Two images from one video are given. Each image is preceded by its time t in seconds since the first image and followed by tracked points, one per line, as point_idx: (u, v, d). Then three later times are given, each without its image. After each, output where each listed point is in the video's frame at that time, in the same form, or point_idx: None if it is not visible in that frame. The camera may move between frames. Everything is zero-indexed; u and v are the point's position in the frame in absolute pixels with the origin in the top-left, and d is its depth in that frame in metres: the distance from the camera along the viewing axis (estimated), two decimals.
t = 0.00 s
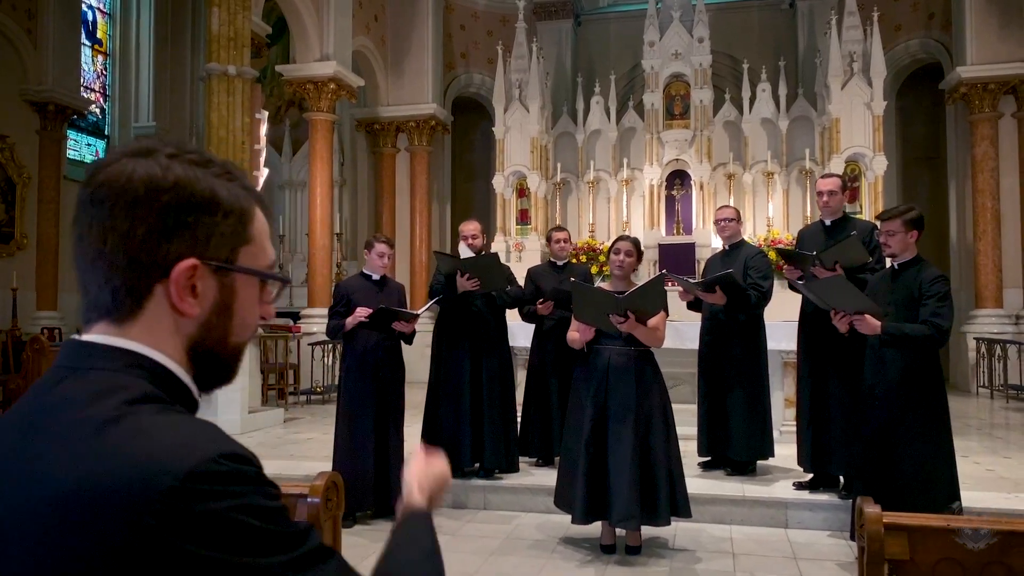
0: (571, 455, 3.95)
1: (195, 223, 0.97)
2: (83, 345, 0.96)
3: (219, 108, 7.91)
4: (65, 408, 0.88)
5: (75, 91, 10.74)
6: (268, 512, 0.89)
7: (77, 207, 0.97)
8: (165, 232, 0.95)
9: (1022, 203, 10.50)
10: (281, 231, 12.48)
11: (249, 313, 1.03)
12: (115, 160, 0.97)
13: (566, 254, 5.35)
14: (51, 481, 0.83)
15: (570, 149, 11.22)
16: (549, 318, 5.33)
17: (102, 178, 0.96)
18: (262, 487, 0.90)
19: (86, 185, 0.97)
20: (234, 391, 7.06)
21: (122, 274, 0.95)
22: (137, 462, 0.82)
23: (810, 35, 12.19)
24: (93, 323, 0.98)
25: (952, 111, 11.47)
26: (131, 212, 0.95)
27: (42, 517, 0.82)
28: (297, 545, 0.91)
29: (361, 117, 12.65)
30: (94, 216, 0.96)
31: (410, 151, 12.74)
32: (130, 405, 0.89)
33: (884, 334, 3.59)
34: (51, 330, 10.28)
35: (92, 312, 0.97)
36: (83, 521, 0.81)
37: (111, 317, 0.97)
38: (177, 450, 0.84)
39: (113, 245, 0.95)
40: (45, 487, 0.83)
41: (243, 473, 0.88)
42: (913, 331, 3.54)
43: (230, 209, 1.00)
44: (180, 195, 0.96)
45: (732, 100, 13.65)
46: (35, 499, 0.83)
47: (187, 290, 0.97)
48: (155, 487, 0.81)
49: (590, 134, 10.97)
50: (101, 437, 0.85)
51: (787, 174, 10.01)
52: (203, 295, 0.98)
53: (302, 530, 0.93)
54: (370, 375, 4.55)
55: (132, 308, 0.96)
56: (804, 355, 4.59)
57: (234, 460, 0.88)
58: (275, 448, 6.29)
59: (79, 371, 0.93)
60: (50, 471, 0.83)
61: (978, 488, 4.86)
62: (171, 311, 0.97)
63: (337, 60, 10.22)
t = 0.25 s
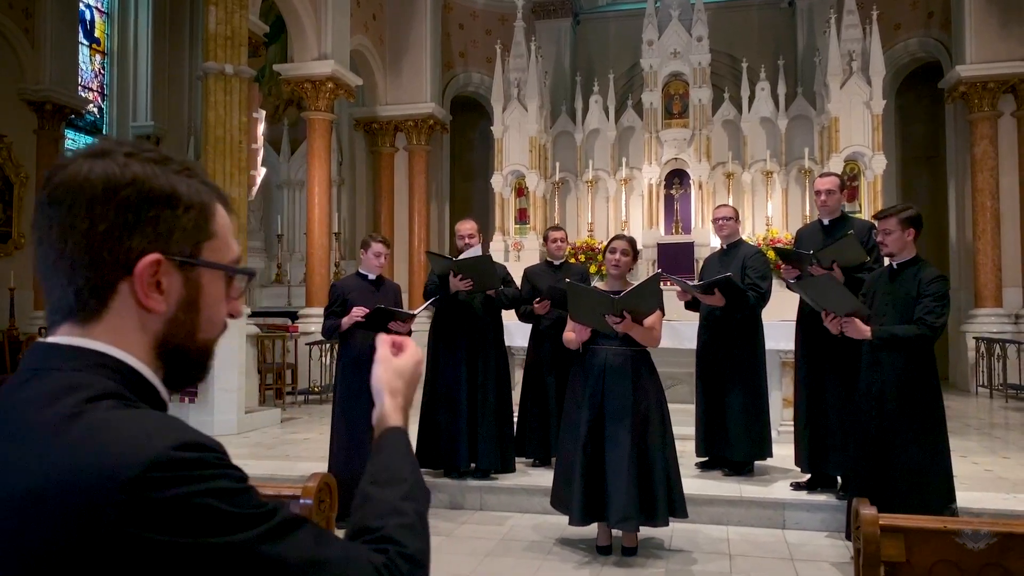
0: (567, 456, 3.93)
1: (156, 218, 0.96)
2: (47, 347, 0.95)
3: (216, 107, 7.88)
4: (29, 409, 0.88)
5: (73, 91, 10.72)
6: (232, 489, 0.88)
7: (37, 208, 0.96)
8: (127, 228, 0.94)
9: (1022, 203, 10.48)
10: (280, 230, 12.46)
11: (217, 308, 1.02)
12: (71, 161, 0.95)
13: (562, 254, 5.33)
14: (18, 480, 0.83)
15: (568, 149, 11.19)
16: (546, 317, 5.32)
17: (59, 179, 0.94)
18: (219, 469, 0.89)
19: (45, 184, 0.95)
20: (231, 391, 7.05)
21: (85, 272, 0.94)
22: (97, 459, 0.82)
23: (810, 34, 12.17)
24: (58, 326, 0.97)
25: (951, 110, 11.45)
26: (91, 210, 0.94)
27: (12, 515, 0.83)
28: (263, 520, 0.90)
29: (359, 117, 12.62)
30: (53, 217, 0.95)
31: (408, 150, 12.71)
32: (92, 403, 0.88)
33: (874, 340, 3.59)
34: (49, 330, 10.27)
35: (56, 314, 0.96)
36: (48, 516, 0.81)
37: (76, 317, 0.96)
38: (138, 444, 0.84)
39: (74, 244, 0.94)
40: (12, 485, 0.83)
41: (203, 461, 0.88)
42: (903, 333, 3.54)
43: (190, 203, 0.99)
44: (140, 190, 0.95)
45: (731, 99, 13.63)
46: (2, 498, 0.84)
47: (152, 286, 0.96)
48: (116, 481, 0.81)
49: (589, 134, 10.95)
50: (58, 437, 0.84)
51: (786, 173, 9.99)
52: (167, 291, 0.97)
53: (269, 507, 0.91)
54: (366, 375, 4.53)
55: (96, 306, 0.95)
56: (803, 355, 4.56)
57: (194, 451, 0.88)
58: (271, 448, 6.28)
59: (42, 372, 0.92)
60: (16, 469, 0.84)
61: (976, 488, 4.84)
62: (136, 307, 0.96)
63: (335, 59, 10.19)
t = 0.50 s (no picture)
0: (565, 458, 3.92)
1: (126, 220, 0.96)
2: (17, 353, 0.94)
3: (214, 108, 7.87)
4: None
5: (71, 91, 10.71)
6: (211, 511, 0.89)
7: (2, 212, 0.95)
8: (96, 231, 0.94)
9: (1021, 203, 10.48)
10: (278, 230, 12.44)
11: (189, 307, 1.03)
12: (33, 166, 0.94)
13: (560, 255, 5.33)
14: None
15: (567, 149, 11.18)
16: (543, 318, 5.32)
17: (22, 185, 0.93)
18: (200, 484, 0.90)
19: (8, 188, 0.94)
20: (228, 391, 7.05)
21: (54, 278, 0.94)
22: (68, 465, 0.81)
23: (809, 34, 12.16)
24: (28, 332, 0.96)
25: (951, 110, 11.44)
26: (58, 214, 0.93)
27: None
28: (243, 545, 0.92)
29: (358, 117, 12.61)
30: (19, 222, 0.94)
31: (407, 150, 12.70)
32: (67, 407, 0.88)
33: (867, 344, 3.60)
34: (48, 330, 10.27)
35: (26, 320, 0.96)
36: (18, 523, 0.81)
37: (48, 322, 0.96)
38: (111, 449, 0.84)
39: (43, 250, 0.93)
40: None
41: (177, 471, 0.87)
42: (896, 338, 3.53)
43: (158, 205, 0.99)
44: (109, 193, 0.94)
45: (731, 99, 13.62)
46: None
47: (124, 288, 0.96)
48: (86, 488, 0.80)
49: (588, 134, 10.93)
50: (34, 440, 0.84)
51: (785, 173, 9.99)
52: (140, 292, 0.97)
53: (244, 534, 0.93)
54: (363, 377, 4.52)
55: (68, 311, 0.95)
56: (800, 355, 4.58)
57: (168, 457, 0.88)
58: (269, 449, 6.27)
59: (12, 377, 0.91)
60: None
61: (974, 489, 4.84)
62: (110, 309, 0.96)
63: (333, 59, 10.18)
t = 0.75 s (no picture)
0: (564, 458, 3.91)
1: (110, 216, 0.97)
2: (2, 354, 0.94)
3: (214, 107, 7.87)
4: None
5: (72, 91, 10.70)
6: (197, 525, 0.90)
7: None
8: (82, 228, 0.95)
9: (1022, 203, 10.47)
10: (278, 230, 12.44)
11: (176, 301, 1.04)
12: (8, 167, 0.94)
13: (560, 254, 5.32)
14: None
15: (567, 148, 11.18)
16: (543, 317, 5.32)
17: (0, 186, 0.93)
18: (192, 495, 0.91)
19: None
20: (227, 391, 7.04)
21: (38, 279, 0.94)
22: (59, 466, 0.81)
23: (809, 34, 12.15)
24: (15, 334, 0.96)
25: (951, 110, 11.43)
26: (41, 214, 0.94)
27: None
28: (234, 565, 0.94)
29: (358, 117, 12.61)
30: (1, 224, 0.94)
31: (407, 150, 12.69)
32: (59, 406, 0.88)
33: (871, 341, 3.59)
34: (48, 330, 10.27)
35: (10, 323, 0.96)
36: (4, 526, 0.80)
37: (32, 325, 0.95)
38: (104, 451, 0.84)
39: (28, 251, 0.94)
40: None
41: (171, 479, 0.88)
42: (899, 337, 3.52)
43: (140, 201, 1.00)
44: (90, 190, 0.95)
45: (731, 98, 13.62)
46: None
47: (111, 284, 0.96)
48: (74, 491, 0.80)
49: (588, 133, 10.91)
50: (27, 439, 0.83)
51: (786, 173, 9.98)
52: (129, 290, 0.98)
53: (234, 554, 0.94)
54: (363, 377, 4.52)
55: (55, 310, 0.95)
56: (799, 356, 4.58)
57: (158, 462, 0.88)
58: (269, 449, 6.27)
59: None
60: None
61: (975, 489, 4.83)
62: (99, 305, 0.97)
63: (333, 59, 10.18)
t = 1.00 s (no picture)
0: (567, 456, 3.92)
1: (100, 201, 0.97)
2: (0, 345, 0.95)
3: (216, 106, 7.88)
4: None
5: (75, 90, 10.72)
6: (203, 511, 0.90)
7: None
8: (74, 215, 0.95)
9: None
10: (281, 229, 12.45)
11: (171, 286, 1.05)
12: None
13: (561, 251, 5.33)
14: None
15: (570, 147, 11.18)
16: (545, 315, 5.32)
17: None
18: (196, 482, 0.91)
19: None
20: (230, 389, 7.06)
21: (34, 269, 0.95)
22: (60, 456, 0.81)
23: (812, 33, 12.14)
24: (12, 326, 0.96)
25: (954, 109, 11.41)
26: (32, 204, 0.94)
27: None
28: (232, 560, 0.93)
29: (360, 116, 12.62)
30: None
31: (410, 149, 12.70)
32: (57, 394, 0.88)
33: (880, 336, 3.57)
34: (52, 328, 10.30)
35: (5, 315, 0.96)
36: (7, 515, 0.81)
37: (29, 314, 0.96)
38: (104, 438, 0.84)
39: (23, 241, 0.95)
40: None
41: (172, 465, 0.88)
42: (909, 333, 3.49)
43: (129, 185, 1.00)
44: (80, 177, 0.96)
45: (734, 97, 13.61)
46: None
47: (107, 268, 0.97)
48: (76, 478, 0.80)
49: (590, 132, 10.90)
50: (28, 425, 0.84)
51: (788, 172, 9.98)
52: (124, 274, 0.99)
53: (239, 538, 0.94)
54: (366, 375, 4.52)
55: (51, 299, 0.96)
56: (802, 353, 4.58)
57: (161, 447, 0.88)
58: (272, 447, 6.29)
59: None
60: None
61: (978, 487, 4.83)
62: (95, 291, 0.97)
63: (335, 58, 10.19)
